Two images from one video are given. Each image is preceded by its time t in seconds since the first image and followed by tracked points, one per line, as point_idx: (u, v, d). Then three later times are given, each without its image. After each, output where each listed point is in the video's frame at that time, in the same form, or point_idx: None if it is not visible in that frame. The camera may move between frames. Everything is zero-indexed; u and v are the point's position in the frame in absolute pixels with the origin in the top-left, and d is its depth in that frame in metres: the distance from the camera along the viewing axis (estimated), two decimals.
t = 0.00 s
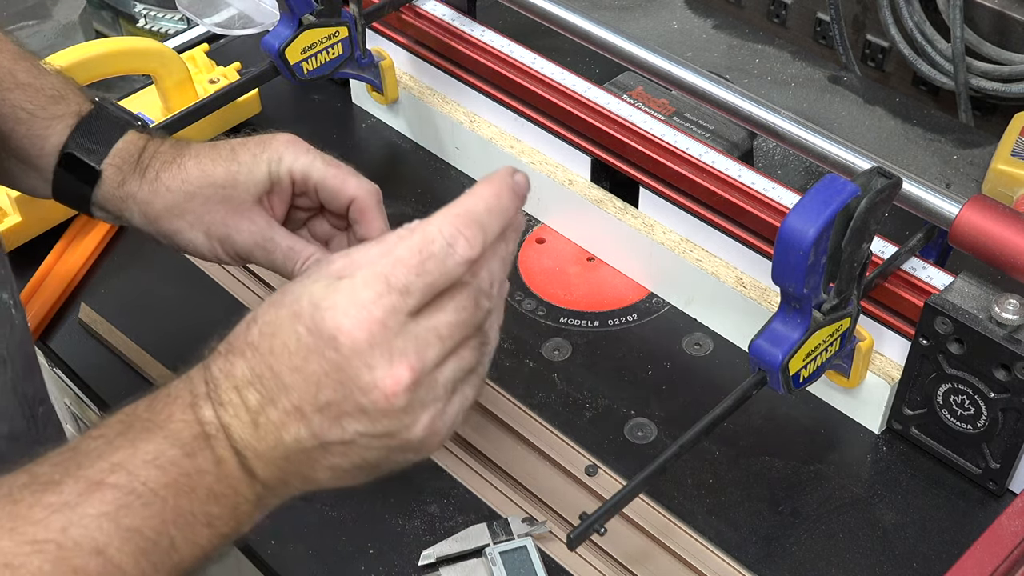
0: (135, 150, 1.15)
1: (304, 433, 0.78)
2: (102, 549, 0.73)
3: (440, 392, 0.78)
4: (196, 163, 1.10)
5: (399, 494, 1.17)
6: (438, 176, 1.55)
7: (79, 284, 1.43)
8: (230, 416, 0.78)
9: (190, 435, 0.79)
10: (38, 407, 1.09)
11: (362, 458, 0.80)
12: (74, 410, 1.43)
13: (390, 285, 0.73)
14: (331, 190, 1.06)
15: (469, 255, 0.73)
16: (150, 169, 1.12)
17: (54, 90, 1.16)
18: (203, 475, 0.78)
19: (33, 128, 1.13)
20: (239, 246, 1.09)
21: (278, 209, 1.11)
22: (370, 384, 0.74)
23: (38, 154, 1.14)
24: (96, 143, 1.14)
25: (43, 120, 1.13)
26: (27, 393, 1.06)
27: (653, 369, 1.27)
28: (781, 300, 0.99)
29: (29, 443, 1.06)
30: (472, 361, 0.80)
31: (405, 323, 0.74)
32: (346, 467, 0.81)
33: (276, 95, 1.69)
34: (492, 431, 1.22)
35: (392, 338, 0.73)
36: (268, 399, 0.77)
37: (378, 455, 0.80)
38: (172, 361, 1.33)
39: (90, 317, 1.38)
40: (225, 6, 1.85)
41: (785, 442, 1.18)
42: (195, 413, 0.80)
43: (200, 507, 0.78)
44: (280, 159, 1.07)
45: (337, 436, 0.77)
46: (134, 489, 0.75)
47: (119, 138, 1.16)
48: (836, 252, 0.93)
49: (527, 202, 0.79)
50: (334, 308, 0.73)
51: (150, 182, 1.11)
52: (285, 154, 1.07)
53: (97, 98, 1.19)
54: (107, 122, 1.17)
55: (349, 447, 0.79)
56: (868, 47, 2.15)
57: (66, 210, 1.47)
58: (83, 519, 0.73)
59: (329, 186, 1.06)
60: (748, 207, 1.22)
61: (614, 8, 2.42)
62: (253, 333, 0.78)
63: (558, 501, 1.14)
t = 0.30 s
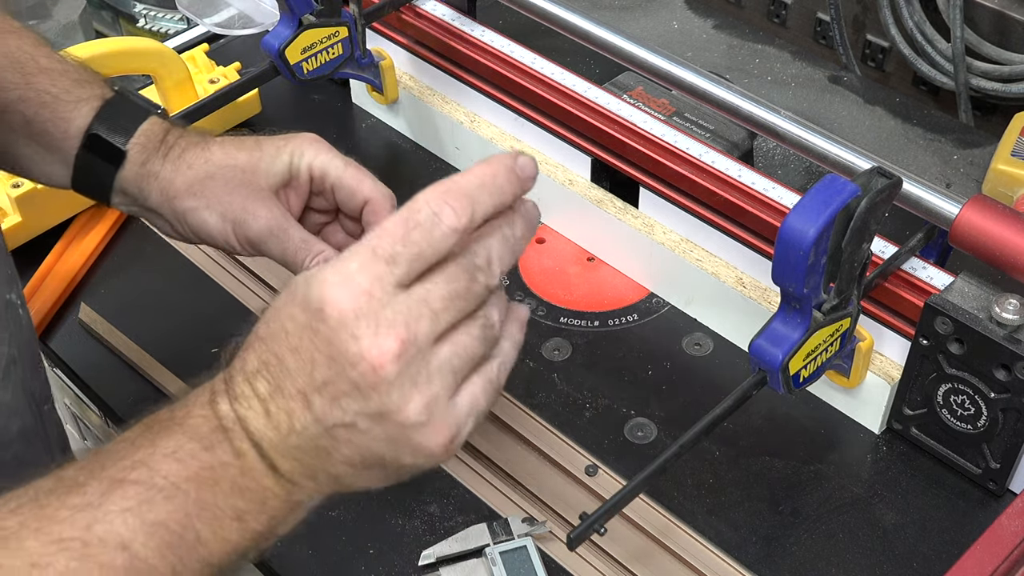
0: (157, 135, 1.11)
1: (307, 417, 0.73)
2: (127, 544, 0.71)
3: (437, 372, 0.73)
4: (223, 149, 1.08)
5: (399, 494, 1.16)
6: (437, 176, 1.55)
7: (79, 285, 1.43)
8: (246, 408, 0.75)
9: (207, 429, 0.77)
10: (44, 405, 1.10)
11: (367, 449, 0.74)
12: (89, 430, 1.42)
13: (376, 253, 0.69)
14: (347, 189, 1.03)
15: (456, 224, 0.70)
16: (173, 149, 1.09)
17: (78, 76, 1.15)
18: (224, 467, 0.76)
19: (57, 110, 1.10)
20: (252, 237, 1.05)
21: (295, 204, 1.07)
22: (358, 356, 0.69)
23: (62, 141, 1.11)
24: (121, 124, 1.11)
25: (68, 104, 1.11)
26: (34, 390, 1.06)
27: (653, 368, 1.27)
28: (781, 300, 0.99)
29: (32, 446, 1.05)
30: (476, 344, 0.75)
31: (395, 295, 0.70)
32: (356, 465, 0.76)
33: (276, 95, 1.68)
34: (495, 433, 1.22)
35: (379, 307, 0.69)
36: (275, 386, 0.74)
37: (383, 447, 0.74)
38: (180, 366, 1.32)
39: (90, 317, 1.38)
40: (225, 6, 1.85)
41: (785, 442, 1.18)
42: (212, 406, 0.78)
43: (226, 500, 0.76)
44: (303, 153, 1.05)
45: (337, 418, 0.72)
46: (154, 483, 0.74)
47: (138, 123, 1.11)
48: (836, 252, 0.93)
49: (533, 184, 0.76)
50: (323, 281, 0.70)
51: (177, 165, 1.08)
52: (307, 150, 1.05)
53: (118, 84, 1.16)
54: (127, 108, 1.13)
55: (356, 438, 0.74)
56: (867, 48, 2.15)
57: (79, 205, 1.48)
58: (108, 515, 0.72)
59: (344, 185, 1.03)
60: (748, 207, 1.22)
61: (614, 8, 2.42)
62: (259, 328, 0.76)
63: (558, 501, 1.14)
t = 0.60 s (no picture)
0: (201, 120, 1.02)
1: (304, 392, 0.71)
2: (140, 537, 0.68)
3: (420, 325, 0.70)
4: (261, 140, 1.00)
5: (398, 494, 1.17)
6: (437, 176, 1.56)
7: (79, 285, 1.43)
8: (253, 398, 0.73)
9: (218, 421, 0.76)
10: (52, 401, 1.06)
11: (361, 415, 0.70)
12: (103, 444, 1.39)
13: (347, 207, 0.70)
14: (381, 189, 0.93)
15: (427, 179, 0.71)
16: (215, 135, 1.02)
17: (122, 64, 1.07)
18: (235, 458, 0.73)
19: (102, 98, 1.02)
20: (285, 231, 0.99)
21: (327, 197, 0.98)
22: (332, 309, 0.68)
23: (107, 130, 1.03)
24: (166, 110, 1.02)
25: (111, 91, 1.03)
26: (44, 388, 1.02)
27: (653, 368, 1.27)
28: (781, 300, 0.99)
29: (43, 447, 1.01)
30: (460, 299, 0.72)
31: (368, 249, 0.69)
32: (357, 438, 0.72)
33: (276, 95, 1.68)
34: (496, 436, 1.21)
35: (352, 260, 0.68)
36: (273, 367, 0.72)
37: (377, 411, 0.70)
38: (186, 370, 1.31)
39: (90, 317, 1.38)
40: (225, 6, 1.85)
41: (786, 442, 1.18)
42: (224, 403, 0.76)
43: (240, 489, 0.72)
44: (338, 146, 0.95)
45: (327, 384, 0.70)
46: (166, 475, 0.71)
47: (182, 109, 1.03)
48: (836, 252, 0.93)
49: (519, 152, 0.77)
50: (297, 242, 0.69)
51: (216, 151, 1.01)
52: (344, 143, 0.95)
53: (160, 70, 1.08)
54: (171, 94, 1.04)
55: (349, 403, 0.70)
56: (868, 47, 2.15)
57: (80, 205, 1.48)
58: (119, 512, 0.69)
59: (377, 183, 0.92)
60: (748, 207, 1.22)
61: (614, 7, 2.42)
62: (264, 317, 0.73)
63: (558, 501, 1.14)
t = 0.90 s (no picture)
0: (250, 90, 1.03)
1: (330, 382, 0.70)
2: (168, 533, 0.67)
3: (445, 309, 0.67)
4: (309, 105, 0.99)
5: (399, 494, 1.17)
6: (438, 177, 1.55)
7: (79, 285, 1.43)
8: (285, 392, 0.73)
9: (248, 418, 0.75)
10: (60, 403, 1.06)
11: (387, 404, 0.68)
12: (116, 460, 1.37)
13: (376, 194, 0.67)
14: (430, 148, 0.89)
15: (459, 176, 0.68)
16: (264, 106, 1.02)
17: (168, 34, 1.08)
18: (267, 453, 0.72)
19: (150, 71, 1.03)
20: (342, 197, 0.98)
21: (381, 161, 0.96)
22: (354, 294, 0.65)
23: (154, 103, 1.04)
24: (214, 85, 1.03)
25: (159, 65, 1.04)
26: (51, 389, 1.02)
27: (653, 368, 1.27)
28: (781, 300, 0.99)
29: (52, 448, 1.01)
30: (490, 284, 0.69)
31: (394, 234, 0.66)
32: (386, 428, 0.70)
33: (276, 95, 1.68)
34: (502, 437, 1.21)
35: (377, 245, 0.65)
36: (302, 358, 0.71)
37: (403, 400, 0.68)
38: (185, 371, 1.31)
39: (90, 317, 1.38)
40: (225, 7, 1.85)
41: (786, 442, 1.18)
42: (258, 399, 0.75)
43: (272, 483, 0.71)
44: (388, 109, 0.92)
45: (354, 371, 0.68)
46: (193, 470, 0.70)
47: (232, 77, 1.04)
48: (836, 252, 0.93)
49: (557, 153, 0.71)
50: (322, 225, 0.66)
51: (266, 123, 1.00)
52: (392, 107, 0.92)
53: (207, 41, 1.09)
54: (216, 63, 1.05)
55: (375, 391, 0.68)
56: (867, 47, 2.15)
57: (78, 205, 1.48)
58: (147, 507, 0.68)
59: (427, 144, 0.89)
60: (748, 207, 1.22)
61: (614, 7, 2.42)
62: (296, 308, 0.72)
63: (558, 501, 1.14)
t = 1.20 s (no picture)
0: (263, 84, 1.02)
1: (292, 388, 0.69)
2: (134, 542, 0.68)
3: (402, 311, 0.67)
4: (316, 93, 0.97)
5: (399, 494, 1.17)
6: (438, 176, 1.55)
7: (79, 285, 1.43)
8: (247, 397, 0.72)
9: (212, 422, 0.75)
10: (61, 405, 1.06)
11: (349, 408, 0.68)
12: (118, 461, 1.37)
13: (328, 199, 0.66)
14: (444, 110, 0.87)
15: (409, 176, 0.67)
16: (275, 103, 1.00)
17: (180, 35, 1.06)
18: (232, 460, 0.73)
19: (165, 75, 1.03)
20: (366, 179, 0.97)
21: (400, 131, 0.95)
22: (308, 301, 0.65)
23: (172, 106, 1.05)
24: (228, 82, 1.02)
25: (174, 68, 1.03)
26: (52, 393, 1.02)
27: (653, 369, 1.27)
28: (781, 300, 0.99)
29: (52, 452, 1.01)
30: (447, 283, 0.69)
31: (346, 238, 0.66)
32: (349, 431, 0.70)
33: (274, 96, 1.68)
34: (502, 437, 1.21)
35: (329, 249, 0.65)
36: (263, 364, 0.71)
37: (364, 403, 0.68)
38: (185, 371, 1.31)
39: (90, 317, 1.38)
40: (225, 6, 1.85)
41: (785, 442, 1.18)
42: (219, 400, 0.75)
43: (236, 489, 0.72)
44: (394, 80, 0.91)
45: (313, 377, 0.68)
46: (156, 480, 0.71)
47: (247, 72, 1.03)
48: (836, 252, 0.93)
49: (510, 141, 0.71)
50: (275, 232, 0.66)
51: (280, 121, 1.00)
52: (398, 77, 0.91)
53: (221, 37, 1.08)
54: (230, 57, 1.05)
55: (336, 396, 0.68)
56: (867, 47, 2.15)
57: (79, 205, 1.48)
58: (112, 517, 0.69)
59: (438, 107, 0.88)
60: (748, 207, 1.22)
61: (614, 8, 2.42)
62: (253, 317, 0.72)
63: (558, 501, 1.14)
